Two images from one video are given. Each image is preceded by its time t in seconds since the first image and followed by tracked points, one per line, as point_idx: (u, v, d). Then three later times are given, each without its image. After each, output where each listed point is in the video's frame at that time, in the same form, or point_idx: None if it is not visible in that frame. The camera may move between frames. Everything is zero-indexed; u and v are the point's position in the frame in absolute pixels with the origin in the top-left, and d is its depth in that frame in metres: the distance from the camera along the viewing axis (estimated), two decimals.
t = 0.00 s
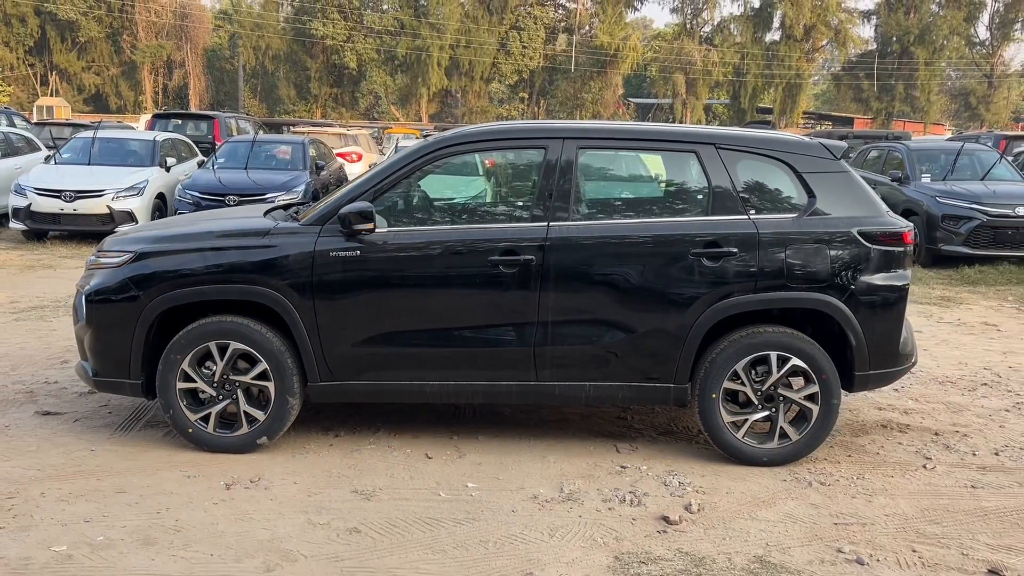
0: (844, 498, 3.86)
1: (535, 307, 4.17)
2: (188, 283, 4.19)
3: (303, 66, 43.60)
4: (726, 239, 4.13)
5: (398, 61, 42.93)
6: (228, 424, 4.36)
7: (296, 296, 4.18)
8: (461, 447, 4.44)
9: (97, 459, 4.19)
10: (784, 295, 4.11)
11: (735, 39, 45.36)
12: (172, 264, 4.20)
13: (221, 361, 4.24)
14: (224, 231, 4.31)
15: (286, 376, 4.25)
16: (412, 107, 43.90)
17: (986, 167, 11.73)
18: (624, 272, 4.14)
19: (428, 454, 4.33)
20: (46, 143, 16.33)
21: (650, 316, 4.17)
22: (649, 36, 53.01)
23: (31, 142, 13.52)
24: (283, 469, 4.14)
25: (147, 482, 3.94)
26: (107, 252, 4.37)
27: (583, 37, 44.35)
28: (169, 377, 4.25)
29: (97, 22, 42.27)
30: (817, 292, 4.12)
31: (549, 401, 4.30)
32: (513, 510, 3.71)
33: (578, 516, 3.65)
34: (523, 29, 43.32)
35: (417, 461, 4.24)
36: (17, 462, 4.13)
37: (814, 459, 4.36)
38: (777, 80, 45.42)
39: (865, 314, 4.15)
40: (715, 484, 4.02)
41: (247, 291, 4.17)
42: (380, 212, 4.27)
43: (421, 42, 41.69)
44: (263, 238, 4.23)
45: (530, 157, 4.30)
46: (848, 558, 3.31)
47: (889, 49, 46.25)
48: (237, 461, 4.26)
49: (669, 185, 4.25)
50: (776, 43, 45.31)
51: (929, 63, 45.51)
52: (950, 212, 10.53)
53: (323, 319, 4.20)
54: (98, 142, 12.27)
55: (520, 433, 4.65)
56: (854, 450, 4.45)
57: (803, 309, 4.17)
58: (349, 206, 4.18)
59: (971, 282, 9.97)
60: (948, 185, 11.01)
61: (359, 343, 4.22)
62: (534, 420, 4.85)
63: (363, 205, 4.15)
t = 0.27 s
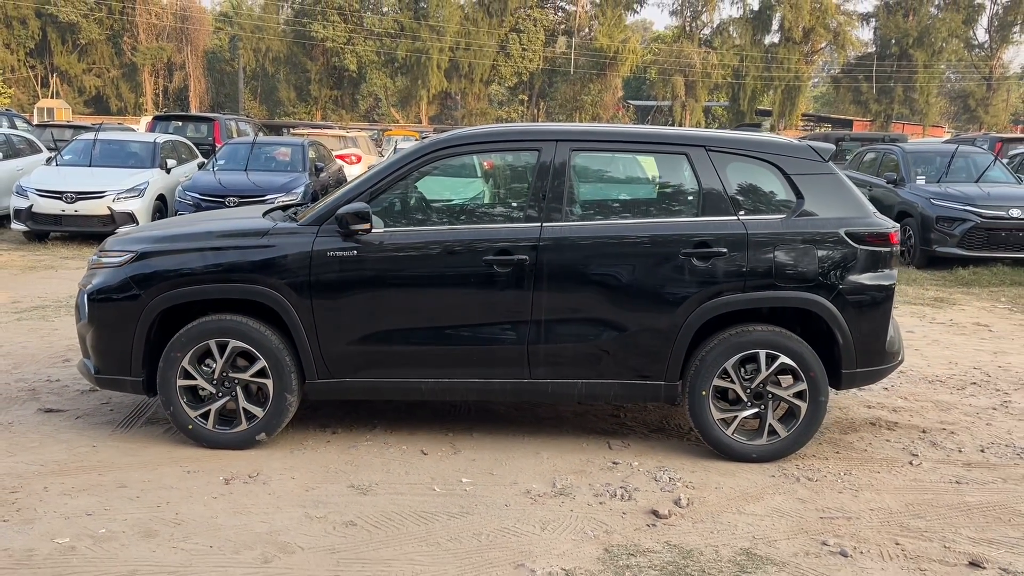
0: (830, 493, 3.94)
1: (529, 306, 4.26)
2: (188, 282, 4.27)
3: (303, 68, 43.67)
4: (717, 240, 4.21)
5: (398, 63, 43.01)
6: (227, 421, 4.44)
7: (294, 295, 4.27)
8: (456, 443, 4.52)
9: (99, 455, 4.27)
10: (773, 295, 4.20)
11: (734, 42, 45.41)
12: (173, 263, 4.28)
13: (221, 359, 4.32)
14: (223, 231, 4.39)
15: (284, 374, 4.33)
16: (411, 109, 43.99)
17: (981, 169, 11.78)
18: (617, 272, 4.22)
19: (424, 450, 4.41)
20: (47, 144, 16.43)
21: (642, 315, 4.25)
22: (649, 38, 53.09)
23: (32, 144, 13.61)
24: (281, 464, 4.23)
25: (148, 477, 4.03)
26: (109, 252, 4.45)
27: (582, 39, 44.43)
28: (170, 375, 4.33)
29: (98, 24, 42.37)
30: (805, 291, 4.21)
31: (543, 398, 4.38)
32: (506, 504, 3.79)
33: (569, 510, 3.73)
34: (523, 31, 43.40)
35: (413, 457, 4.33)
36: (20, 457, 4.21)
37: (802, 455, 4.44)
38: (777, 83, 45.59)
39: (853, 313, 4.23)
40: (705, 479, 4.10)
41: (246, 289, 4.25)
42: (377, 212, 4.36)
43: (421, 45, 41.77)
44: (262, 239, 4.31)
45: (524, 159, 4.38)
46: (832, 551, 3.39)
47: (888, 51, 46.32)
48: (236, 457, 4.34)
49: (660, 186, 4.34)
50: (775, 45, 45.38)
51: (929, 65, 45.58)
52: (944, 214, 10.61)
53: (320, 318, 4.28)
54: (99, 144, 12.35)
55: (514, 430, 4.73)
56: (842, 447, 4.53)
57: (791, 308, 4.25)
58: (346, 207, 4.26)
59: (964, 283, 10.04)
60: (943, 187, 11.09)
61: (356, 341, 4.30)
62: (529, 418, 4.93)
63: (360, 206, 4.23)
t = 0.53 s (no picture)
0: (823, 490, 4.00)
1: (525, 306, 4.31)
2: (189, 282, 4.33)
3: (304, 70, 43.77)
4: (711, 240, 4.27)
5: (398, 66, 43.12)
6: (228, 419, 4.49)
7: (294, 295, 4.33)
8: (454, 441, 4.58)
9: (102, 453, 4.33)
10: (767, 294, 4.25)
11: (734, 44, 45.44)
12: (174, 263, 4.34)
13: (222, 358, 4.38)
14: (224, 232, 4.45)
15: (284, 372, 4.38)
16: (412, 111, 44.08)
17: (978, 171, 11.82)
18: (613, 272, 4.28)
19: (422, 448, 4.47)
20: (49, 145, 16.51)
21: (637, 315, 4.31)
22: (649, 40, 53.18)
23: (34, 146, 13.69)
24: (281, 462, 4.28)
25: (150, 474, 4.08)
26: (111, 252, 4.51)
27: (583, 41, 44.53)
28: (171, 374, 4.39)
29: (100, 26, 42.50)
30: (798, 291, 4.26)
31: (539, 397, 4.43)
32: (503, 500, 3.85)
33: (565, 506, 3.79)
34: (523, 33, 43.50)
35: (411, 455, 4.38)
36: (24, 455, 4.27)
37: (796, 454, 4.49)
38: (777, 85, 45.69)
39: (845, 313, 4.29)
40: (699, 476, 4.16)
41: (247, 289, 4.31)
42: (377, 213, 4.42)
43: (422, 47, 41.87)
44: (262, 239, 4.37)
45: (522, 161, 4.44)
46: (823, 546, 3.44)
47: (888, 54, 46.38)
48: (236, 455, 4.39)
49: (655, 187, 4.39)
50: (776, 48, 45.44)
51: (929, 67, 45.63)
52: (941, 216, 10.66)
53: (320, 317, 4.34)
54: (101, 146, 12.42)
55: (512, 428, 4.78)
56: (835, 445, 4.59)
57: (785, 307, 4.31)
58: (346, 208, 4.32)
59: (961, 284, 10.09)
60: (940, 189, 11.14)
61: (355, 340, 4.36)
62: (526, 416, 4.99)
63: (360, 207, 4.29)
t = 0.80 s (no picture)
0: (820, 489, 4.03)
1: (525, 306, 4.35)
2: (192, 283, 4.37)
3: (306, 72, 43.86)
4: (709, 241, 4.30)
5: (399, 68, 43.21)
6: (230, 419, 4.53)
7: (296, 296, 4.36)
8: (454, 441, 4.61)
9: (105, 452, 4.36)
10: (764, 295, 4.29)
11: (735, 46, 45.49)
12: (177, 264, 4.38)
13: (224, 358, 4.42)
14: (227, 233, 4.49)
15: (286, 372, 4.42)
16: (413, 114, 44.16)
17: (977, 173, 11.84)
18: (611, 273, 4.32)
19: (422, 448, 4.51)
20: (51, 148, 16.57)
21: (635, 315, 4.34)
22: (649, 42, 53.26)
23: (36, 148, 13.74)
24: (283, 461, 4.32)
25: (153, 473, 4.12)
26: (114, 254, 4.55)
27: (583, 44, 44.62)
28: (174, 373, 4.43)
29: (101, 29, 42.62)
30: (796, 291, 4.30)
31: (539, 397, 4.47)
32: (503, 499, 3.88)
33: (564, 505, 3.82)
34: (524, 36, 43.61)
35: (412, 454, 4.42)
36: (28, 454, 4.30)
37: (794, 453, 4.53)
38: (778, 87, 45.76)
39: (842, 313, 4.33)
40: (697, 475, 4.19)
41: (249, 290, 4.35)
42: (378, 215, 4.45)
43: (423, 50, 41.97)
44: (264, 240, 4.41)
45: (523, 163, 4.48)
46: (819, 543, 3.47)
47: (889, 56, 46.44)
48: (238, 454, 4.43)
49: (654, 189, 4.43)
50: (776, 50, 45.49)
51: (929, 70, 45.69)
52: (940, 217, 10.69)
53: (321, 318, 4.38)
54: (103, 148, 12.47)
55: (511, 428, 4.82)
56: (833, 445, 4.62)
57: (782, 307, 4.34)
58: (347, 209, 4.36)
59: (960, 286, 10.13)
60: (939, 191, 11.18)
61: (356, 340, 4.40)
62: (526, 416, 5.02)
63: (360, 209, 4.33)
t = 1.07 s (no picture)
0: (817, 491, 4.05)
1: (524, 310, 4.38)
2: (193, 286, 4.40)
3: (306, 75, 43.91)
4: (707, 245, 4.33)
5: (399, 71, 43.26)
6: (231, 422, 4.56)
7: (297, 299, 4.39)
8: (454, 443, 4.64)
9: (106, 454, 4.39)
10: (762, 298, 4.31)
11: (735, 49, 45.51)
12: (179, 268, 4.41)
13: (225, 361, 4.44)
14: (227, 237, 4.52)
15: (287, 376, 4.45)
16: (414, 116, 44.22)
17: (977, 176, 11.86)
18: (610, 276, 4.34)
19: (422, 450, 4.53)
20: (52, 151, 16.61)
21: (634, 319, 4.37)
22: (650, 47, 53.34)
23: (38, 151, 13.77)
24: (282, 464, 4.34)
25: (154, 475, 4.14)
26: (116, 257, 4.58)
27: (584, 46, 44.70)
28: (175, 376, 4.45)
29: (102, 32, 42.71)
30: (793, 295, 4.32)
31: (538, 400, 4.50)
32: (502, 501, 3.90)
33: (563, 507, 3.85)
34: (525, 39, 43.72)
35: (411, 457, 4.44)
36: (30, 457, 4.32)
37: (792, 455, 4.55)
38: (778, 90, 45.79)
39: (839, 317, 4.35)
40: (695, 478, 4.21)
41: (250, 293, 4.38)
42: (378, 218, 4.48)
43: (423, 52, 42.03)
44: (265, 244, 4.44)
45: (522, 167, 4.50)
46: (816, 545, 3.50)
47: (889, 59, 46.48)
48: (239, 457, 4.46)
49: (652, 193, 4.46)
50: (777, 53, 45.51)
51: (929, 72, 45.75)
52: (939, 220, 10.72)
53: (321, 321, 4.41)
54: (104, 151, 12.51)
55: (511, 431, 4.84)
56: (831, 447, 4.65)
57: (780, 310, 4.37)
58: (348, 213, 4.37)
59: (959, 289, 10.15)
60: (938, 194, 11.20)
61: (356, 344, 4.42)
62: (525, 419, 5.05)
63: (361, 212, 4.34)
